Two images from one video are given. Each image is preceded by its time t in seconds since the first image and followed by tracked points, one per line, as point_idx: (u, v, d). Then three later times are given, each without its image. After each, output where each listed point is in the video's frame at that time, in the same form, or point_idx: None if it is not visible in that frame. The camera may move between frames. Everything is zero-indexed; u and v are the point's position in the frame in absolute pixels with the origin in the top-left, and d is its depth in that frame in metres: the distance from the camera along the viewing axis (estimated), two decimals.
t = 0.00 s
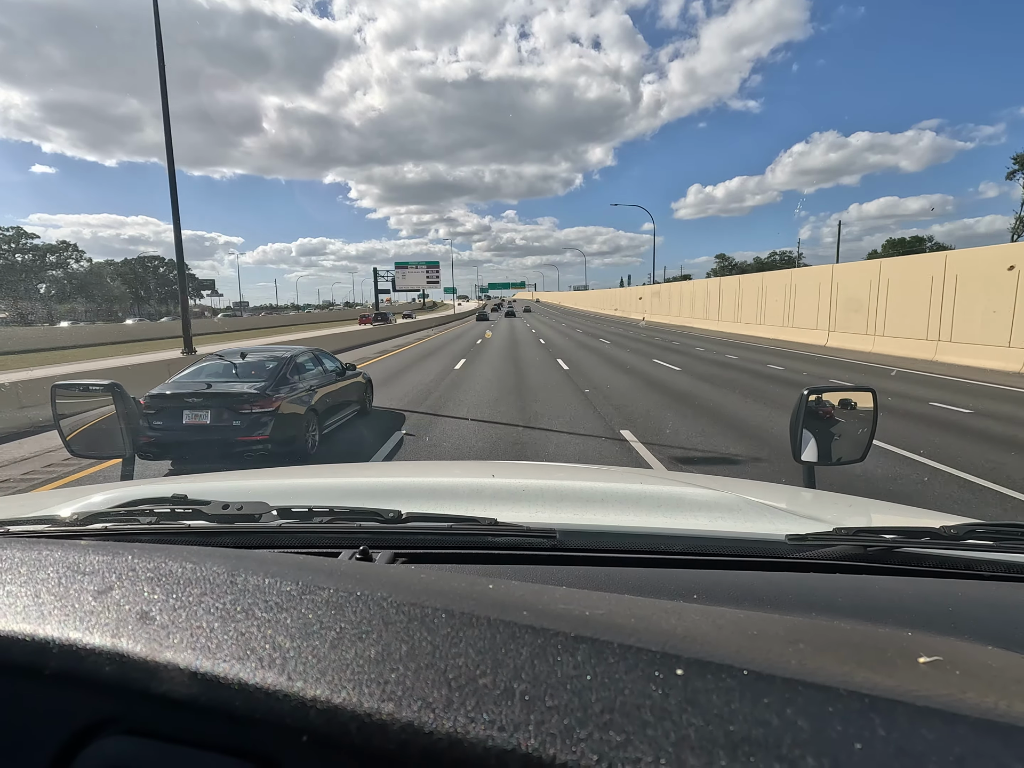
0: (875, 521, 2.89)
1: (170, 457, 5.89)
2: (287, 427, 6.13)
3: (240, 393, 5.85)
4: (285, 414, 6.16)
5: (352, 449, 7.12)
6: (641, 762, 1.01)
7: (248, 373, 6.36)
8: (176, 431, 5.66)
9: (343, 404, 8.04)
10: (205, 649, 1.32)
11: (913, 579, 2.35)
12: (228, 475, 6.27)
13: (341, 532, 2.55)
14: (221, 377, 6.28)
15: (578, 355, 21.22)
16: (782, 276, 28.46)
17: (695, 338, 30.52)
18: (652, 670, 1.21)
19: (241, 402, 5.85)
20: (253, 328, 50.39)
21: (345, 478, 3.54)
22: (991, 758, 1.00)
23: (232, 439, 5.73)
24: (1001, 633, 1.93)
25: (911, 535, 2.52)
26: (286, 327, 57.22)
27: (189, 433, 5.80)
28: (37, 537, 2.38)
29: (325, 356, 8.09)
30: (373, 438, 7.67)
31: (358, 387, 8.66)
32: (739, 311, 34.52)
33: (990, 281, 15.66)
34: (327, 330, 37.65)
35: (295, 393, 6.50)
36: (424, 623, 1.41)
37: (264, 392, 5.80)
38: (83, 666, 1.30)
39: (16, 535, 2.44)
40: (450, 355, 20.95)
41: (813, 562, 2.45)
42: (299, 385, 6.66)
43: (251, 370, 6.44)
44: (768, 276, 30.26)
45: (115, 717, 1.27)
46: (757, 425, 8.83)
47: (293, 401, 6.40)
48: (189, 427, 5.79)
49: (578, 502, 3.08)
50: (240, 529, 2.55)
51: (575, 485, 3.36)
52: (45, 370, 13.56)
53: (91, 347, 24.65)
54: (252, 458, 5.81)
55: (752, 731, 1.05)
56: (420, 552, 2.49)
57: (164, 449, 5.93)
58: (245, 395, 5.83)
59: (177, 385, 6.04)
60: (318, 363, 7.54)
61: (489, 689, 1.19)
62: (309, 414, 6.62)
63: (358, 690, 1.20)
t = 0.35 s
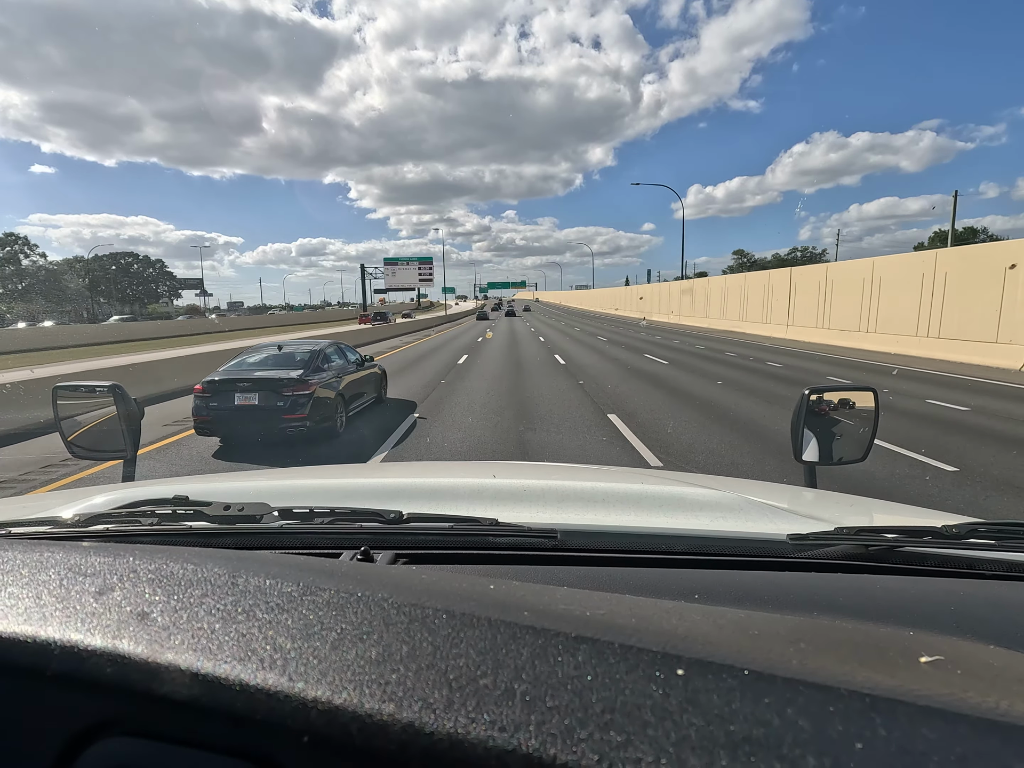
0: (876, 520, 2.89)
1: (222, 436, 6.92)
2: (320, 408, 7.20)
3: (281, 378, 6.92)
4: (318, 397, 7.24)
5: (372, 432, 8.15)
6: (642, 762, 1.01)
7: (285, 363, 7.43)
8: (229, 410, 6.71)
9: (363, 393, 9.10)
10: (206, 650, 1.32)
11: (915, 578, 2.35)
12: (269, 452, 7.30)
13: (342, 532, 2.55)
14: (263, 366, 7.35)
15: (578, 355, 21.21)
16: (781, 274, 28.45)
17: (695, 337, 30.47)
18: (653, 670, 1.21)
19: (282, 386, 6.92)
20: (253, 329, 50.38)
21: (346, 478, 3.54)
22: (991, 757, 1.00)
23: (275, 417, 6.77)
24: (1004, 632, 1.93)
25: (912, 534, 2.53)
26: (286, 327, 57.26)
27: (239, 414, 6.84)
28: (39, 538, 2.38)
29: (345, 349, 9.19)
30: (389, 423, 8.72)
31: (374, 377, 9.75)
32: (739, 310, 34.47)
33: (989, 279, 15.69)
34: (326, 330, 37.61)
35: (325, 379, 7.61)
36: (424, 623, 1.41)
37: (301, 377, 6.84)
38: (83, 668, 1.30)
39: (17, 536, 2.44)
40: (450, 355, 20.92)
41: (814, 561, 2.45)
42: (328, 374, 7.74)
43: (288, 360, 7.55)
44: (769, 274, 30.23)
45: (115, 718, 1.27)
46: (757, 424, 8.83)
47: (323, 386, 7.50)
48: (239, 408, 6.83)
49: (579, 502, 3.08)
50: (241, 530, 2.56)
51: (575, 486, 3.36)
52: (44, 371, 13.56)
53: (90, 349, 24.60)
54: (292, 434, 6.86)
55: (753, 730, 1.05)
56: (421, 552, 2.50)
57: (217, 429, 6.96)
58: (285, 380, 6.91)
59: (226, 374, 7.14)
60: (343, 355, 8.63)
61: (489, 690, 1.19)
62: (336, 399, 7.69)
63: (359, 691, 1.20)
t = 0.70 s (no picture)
0: (876, 518, 2.89)
1: (261, 418, 8.09)
2: (344, 393, 8.38)
3: (311, 367, 8.15)
4: (342, 384, 8.43)
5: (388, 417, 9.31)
6: (642, 761, 1.01)
7: (314, 356, 8.66)
8: (268, 395, 7.92)
9: (378, 383, 10.28)
10: (205, 648, 1.32)
11: (914, 576, 2.35)
12: (302, 433, 8.48)
13: (341, 531, 2.54)
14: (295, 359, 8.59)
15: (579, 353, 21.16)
16: (783, 272, 28.48)
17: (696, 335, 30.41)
18: (653, 669, 1.21)
19: (313, 374, 8.15)
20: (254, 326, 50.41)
21: (346, 476, 3.53)
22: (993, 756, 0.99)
23: (307, 401, 7.97)
24: (1004, 630, 1.93)
25: (912, 533, 2.52)
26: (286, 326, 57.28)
27: (275, 399, 8.01)
28: (40, 535, 2.39)
29: (363, 345, 10.38)
30: (403, 409, 9.88)
31: (390, 370, 10.94)
32: (739, 308, 34.40)
33: (991, 278, 15.71)
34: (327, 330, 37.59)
35: (347, 369, 8.79)
36: (423, 622, 1.41)
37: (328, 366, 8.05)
38: (83, 666, 1.30)
39: (16, 535, 2.43)
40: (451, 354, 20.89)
41: (814, 560, 2.45)
42: (351, 365, 8.96)
43: (317, 353, 8.79)
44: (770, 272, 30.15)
45: (115, 717, 1.27)
46: (759, 422, 8.84)
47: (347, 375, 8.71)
48: (275, 393, 8.03)
49: (579, 500, 3.07)
50: (241, 528, 2.55)
51: (575, 484, 3.34)
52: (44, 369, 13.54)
53: (91, 349, 24.61)
54: (321, 415, 8.05)
55: (753, 728, 1.05)
56: (420, 551, 2.49)
57: (256, 412, 8.15)
58: (315, 369, 8.13)
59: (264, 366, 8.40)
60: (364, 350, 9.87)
61: (489, 688, 1.19)
62: (357, 387, 8.86)
63: (358, 689, 1.20)
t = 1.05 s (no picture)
0: (877, 516, 2.89)
1: (289, 405, 8.96)
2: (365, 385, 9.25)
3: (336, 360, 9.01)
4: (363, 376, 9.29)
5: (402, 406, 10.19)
6: (644, 759, 1.01)
7: (338, 350, 9.53)
8: (297, 384, 8.80)
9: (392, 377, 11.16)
10: (207, 647, 1.32)
11: (915, 573, 2.35)
12: (328, 419, 9.39)
13: (342, 530, 2.54)
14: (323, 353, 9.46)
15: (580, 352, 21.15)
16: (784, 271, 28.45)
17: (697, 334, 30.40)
18: (654, 667, 1.21)
19: (338, 367, 9.01)
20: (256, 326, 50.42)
21: (348, 476, 3.53)
22: (993, 753, 0.99)
23: (334, 391, 8.84)
24: (1004, 628, 1.93)
25: (913, 530, 2.52)
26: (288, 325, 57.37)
27: (304, 389, 8.88)
28: (42, 535, 2.39)
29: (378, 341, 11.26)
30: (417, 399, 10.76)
31: (402, 365, 11.80)
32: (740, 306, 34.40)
33: (992, 276, 15.70)
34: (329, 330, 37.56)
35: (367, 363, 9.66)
36: (425, 620, 1.41)
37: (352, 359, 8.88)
38: (86, 666, 1.30)
39: (18, 535, 2.44)
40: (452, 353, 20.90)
41: (816, 558, 2.45)
42: (370, 359, 9.83)
43: (342, 348, 9.66)
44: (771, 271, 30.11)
45: (118, 716, 1.27)
46: (760, 421, 8.85)
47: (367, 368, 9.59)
48: (304, 383, 8.91)
49: (580, 499, 3.07)
50: (242, 528, 2.55)
51: (576, 483, 3.34)
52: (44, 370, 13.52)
53: (93, 349, 24.62)
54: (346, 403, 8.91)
55: (754, 725, 1.05)
56: (421, 550, 2.49)
57: (285, 400, 9.02)
58: (339, 362, 8.99)
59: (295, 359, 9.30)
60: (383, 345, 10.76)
61: (491, 687, 1.19)
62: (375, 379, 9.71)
63: (360, 688, 1.20)
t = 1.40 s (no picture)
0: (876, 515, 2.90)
1: (314, 397, 9.87)
2: (382, 379, 10.14)
3: (357, 357, 9.89)
4: (380, 371, 10.17)
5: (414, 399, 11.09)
6: (641, 757, 1.02)
7: (358, 347, 10.46)
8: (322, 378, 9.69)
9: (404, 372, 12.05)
10: (208, 648, 1.33)
11: (913, 571, 2.36)
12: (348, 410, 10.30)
13: (342, 531, 2.55)
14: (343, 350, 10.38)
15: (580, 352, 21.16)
16: (784, 270, 28.43)
17: (697, 333, 30.39)
18: (652, 665, 1.22)
19: (358, 362, 9.95)
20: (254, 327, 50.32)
21: (349, 477, 3.55)
22: (987, 748, 1.01)
23: (354, 384, 9.76)
24: (1001, 625, 1.94)
25: (912, 528, 2.53)
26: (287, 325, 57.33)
27: (328, 383, 9.77)
28: (42, 538, 2.40)
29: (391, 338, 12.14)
30: (426, 393, 11.68)
31: (413, 361, 12.68)
32: (739, 305, 34.39)
33: (990, 275, 15.73)
34: (327, 329, 37.49)
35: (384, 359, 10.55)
36: (425, 621, 1.42)
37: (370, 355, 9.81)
38: (87, 667, 1.31)
39: (20, 537, 2.45)
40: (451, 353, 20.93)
41: (814, 556, 2.47)
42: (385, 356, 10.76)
43: (360, 345, 10.59)
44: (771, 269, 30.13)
45: (120, 717, 1.28)
46: (761, 420, 8.86)
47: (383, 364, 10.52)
48: (328, 377, 9.80)
49: (578, 499, 3.08)
50: (242, 529, 2.56)
51: (575, 483, 3.35)
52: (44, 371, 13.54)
53: (91, 349, 24.56)
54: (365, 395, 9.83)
55: (750, 723, 1.06)
56: (421, 551, 2.50)
57: (310, 392, 9.92)
58: (360, 358, 9.88)
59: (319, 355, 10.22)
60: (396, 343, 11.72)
61: (490, 686, 1.20)
62: (391, 374, 10.60)
63: (360, 688, 1.21)
